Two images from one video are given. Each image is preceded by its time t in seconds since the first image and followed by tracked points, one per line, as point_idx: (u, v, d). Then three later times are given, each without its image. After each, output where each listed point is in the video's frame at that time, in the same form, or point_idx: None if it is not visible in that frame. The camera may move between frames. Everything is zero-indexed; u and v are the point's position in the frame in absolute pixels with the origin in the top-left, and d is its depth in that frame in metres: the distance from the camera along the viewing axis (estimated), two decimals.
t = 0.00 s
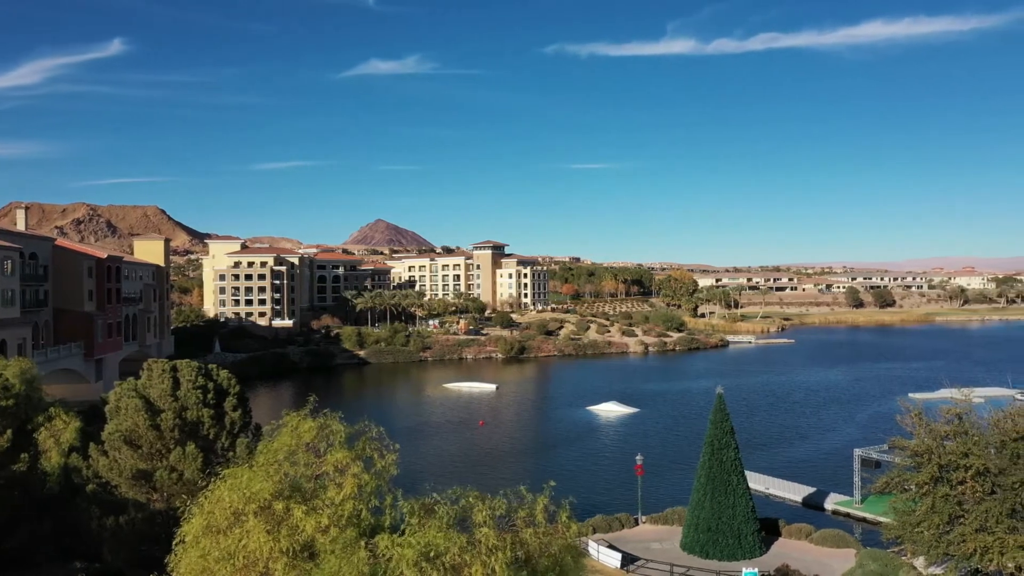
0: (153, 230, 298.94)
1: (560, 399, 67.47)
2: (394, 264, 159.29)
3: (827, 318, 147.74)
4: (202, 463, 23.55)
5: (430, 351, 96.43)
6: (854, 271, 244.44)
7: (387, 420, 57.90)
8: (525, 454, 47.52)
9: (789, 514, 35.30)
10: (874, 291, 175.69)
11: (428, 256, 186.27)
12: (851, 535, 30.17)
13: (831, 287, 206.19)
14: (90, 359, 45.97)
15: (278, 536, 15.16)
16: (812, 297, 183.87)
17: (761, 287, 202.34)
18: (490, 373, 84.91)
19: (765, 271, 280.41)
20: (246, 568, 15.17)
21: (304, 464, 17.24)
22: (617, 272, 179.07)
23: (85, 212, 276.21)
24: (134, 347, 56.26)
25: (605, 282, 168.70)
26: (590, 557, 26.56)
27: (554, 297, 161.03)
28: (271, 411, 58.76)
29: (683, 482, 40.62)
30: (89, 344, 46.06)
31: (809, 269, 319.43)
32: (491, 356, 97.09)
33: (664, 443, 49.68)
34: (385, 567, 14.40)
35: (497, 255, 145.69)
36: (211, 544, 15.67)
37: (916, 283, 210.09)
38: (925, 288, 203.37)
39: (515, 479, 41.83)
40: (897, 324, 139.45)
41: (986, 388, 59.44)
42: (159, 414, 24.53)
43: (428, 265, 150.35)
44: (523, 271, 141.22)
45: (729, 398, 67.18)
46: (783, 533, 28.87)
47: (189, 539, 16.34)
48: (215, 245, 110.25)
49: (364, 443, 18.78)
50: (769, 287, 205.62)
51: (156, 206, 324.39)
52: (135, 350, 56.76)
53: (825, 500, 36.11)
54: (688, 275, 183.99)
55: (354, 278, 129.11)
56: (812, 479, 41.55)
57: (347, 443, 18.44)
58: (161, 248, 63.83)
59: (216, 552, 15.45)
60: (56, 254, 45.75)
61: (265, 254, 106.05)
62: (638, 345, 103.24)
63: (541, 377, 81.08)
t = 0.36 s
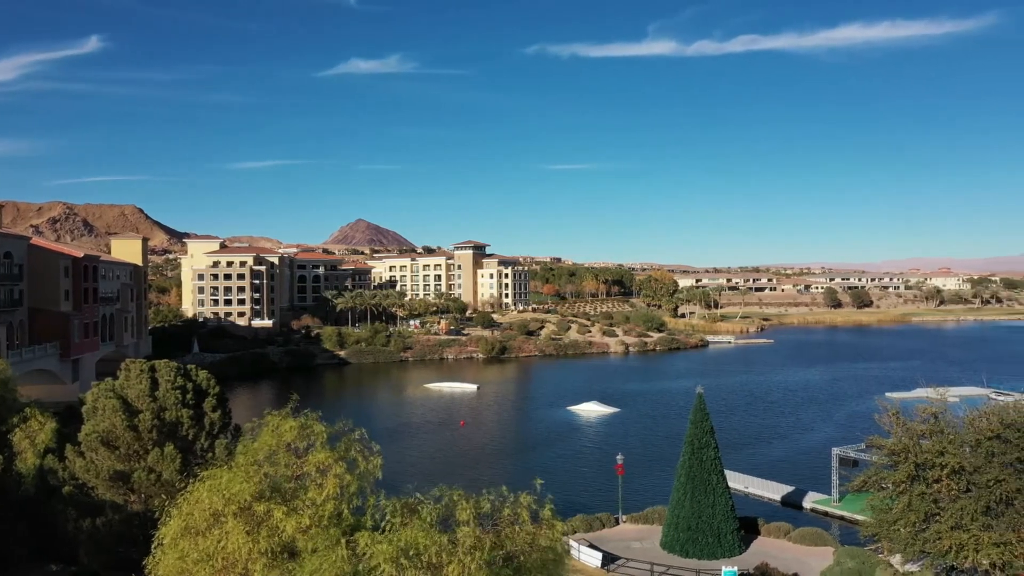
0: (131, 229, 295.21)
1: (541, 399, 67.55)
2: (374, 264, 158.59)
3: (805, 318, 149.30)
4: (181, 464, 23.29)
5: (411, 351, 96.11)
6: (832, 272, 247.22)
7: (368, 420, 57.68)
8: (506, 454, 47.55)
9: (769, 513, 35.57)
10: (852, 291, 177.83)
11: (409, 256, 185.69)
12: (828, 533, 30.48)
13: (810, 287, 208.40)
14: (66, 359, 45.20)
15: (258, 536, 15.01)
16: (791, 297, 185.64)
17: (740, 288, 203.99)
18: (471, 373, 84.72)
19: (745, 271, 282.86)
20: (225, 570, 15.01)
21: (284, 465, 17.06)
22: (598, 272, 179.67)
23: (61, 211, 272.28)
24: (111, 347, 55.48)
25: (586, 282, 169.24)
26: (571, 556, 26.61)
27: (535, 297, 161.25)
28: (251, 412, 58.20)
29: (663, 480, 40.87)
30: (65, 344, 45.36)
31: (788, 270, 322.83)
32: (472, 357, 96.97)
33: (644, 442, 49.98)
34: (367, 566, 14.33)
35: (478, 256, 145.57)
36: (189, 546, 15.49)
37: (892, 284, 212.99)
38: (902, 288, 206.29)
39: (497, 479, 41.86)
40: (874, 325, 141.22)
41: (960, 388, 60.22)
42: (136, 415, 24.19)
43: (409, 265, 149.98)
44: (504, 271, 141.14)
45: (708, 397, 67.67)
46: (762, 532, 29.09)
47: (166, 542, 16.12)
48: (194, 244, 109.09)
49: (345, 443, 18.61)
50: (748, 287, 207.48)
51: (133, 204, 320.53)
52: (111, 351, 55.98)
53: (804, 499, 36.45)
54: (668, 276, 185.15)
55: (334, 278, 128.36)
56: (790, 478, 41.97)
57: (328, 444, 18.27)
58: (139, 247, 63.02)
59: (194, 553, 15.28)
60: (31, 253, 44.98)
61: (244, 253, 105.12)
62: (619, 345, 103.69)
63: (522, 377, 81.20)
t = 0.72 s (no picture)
0: (109, 228, 291.39)
1: (523, 399, 67.61)
2: (356, 264, 157.85)
3: (785, 319, 150.73)
4: (160, 465, 23.05)
5: (393, 351, 95.76)
6: (812, 272, 249.75)
7: (349, 421, 57.40)
8: (489, 454, 47.54)
9: (749, 511, 35.86)
10: (831, 291, 179.67)
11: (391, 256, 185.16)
12: (808, 531, 30.77)
13: (790, 288, 210.50)
14: (43, 360, 44.46)
15: (240, 536, 14.88)
16: (771, 298, 187.36)
17: (721, 288, 205.40)
18: (453, 373, 84.51)
19: (726, 272, 285.28)
20: (206, 570, 14.84)
21: (264, 465, 16.93)
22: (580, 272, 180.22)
23: (37, 209, 268.13)
24: (89, 347, 54.73)
25: (568, 282, 169.60)
26: (553, 555, 26.66)
27: (517, 297, 161.50)
28: (231, 412, 57.73)
29: (644, 480, 41.08)
30: (42, 344, 44.62)
31: (769, 270, 325.54)
32: (454, 357, 96.79)
33: (625, 441, 50.27)
34: (350, 565, 14.28)
35: (460, 256, 145.37)
36: (169, 547, 15.30)
37: (871, 284, 215.64)
38: (880, 289, 209.01)
39: (479, 479, 41.85)
40: (852, 325, 142.82)
41: (937, 387, 60.99)
42: (115, 415, 23.90)
43: (391, 265, 149.50)
44: (486, 271, 140.98)
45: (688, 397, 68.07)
46: (743, 530, 29.31)
47: (145, 543, 15.93)
48: (173, 244, 107.81)
49: (326, 443, 18.54)
50: (729, 288, 209.10)
51: (111, 204, 316.40)
52: (89, 351, 55.24)
53: (783, 498, 36.77)
54: (650, 276, 186.16)
55: (315, 278, 127.55)
56: (771, 477, 42.31)
57: (308, 443, 18.17)
58: (117, 246, 62.17)
59: (174, 554, 15.10)
60: (7, 252, 44.22)
61: (225, 253, 104.16)
62: (600, 345, 104.01)
63: (504, 377, 81.23)
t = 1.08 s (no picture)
0: (85, 227, 287.02)
1: (503, 399, 67.64)
2: (336, 263, 156.92)
3: (764, 319, 152.09)
4: (137, 466, 22.77)
5: (373, 351, 95.32)
6: (791, 272, 252.39)
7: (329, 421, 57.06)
8: (470, 454, 47.56)
9: (728, 510, 36.13)
10: (809, 291, 181.79)
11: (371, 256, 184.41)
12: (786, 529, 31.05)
13: (769, 288, 212.52)
14: (18, 360, 43.70)
15: (219, 536, 14.70)
16: (751, 298, 189.08)
17: (701, 288, 206.95)
18: (434, 373, 84.13)
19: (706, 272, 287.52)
20: (185, 570, 14.69)
21: (242, 464, 16.75)
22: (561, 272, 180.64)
23: (11, 208, 263.42)
24: (64, 348, 53.93)
25: (548, 282, 169.93)
26: (534, 555, 26.67)
27: (498, 297, 161.54)
28: (210, 412, 57.19)
29: (624, 479, 41.26)
30: (17, 344, 43.89)
31: (749, 270, 328.67)
32: (434, 357, 96.53)
33: (606, 441, 50.52)
34: (332, 565, 14.18)
35: (441, 256, 145.03)
36: (147, 548, 15.09)
37: (848, 285, 218.39)
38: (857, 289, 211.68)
39: (461, 479, 41.81)
40: (830, 325, 144.44)
41: (912, 387, 61.86)
42: (91, 416, 23.57)
43: (372, 265, 148.85)
44: (467, 271, 140.73)
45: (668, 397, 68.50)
46: (722, 529, 29.53)
47: (123, 543, 15.71)
48: (150, 243, 106.42)
49: (305, 442, 18.32)
50: (709, 288, 210.68)
51: (87, 202, 311.69)
52: (64, 351, 54.41)
53: (762, 496, 37.11)
54: (630, 276, 187.10)
55: (295, 278, 126.61)
56: (750, 476, 42.69)
57: (288, 441, 17.99)
58: (94, 245, 61.30)
59: (152, 555, 14.91)
60: None
61: (203, 253, 103.05)
62: (581, 345, 104.31)
63: (484, 377, 81.22)
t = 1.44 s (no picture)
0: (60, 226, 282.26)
1: (484, 399, 67.59)
2: (316, 263, 155.93)
3: (743, 319, 153.40)
4: (113, 467, 22.41)
5: (353, 351, 94.77)
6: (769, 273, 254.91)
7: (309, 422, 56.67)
8: (451, 454, 47.57)
9: (708, 509, 36.37)
10: (788, 292, 183.67)
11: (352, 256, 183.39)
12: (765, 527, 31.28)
13: (748, 288, 214.56)
14: None
15: (197, 536, 14.52)
16: (730, 298, 190.65)
17: (681, 288, 208.35)
18: (414, 373, 83.69)
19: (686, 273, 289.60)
20: (162, 570, 14.51)
21: (221, 464, 16.57)
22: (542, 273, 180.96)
23: None
24: (39, 348, 53.03)
25: (529, 283, 170.11)
26: (513, 554, 26.64)
27: (479, 298, 161.49)
28: (188, 413, 56.55)
29: (604, 479, 41.41)
30: None
31: (728, 270, 331.68)
32: (415, 357, 96.17)
33: (586, 440, 50.75)
34: (312, 567, 14.07)
35: (422, 256, 144.56)
36: (123, 548, 14.85)
37: (826, 285, 221.05)
38: (834, 290, 214.22)
39: (442, 479, 41.70)
40: (808, 325, 145.93)
41: (888, 386, 62.74)
42: (66, 416, 23.16)
43: (352, 265, 148.10)
44: (448, 271, 140.37)
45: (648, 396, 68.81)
46: (702, 527, 29.70)
47: (98, 543, 15.46)
48: (127, 242, 104.97)
49: (285, 441, 18.13)
50: (689, 288, 212.16)
51: (62, 201, 306.61)
52: (39, 352, 53.53)
53: (741, 495, 37.39)
54: (611, 277, 187.85)
55: (274, 278, 125.55)
56: (729, 475, 42.99)
57: (268, 441, 17.81)
58: (70, 244, 60.36)
59: (128, 555, 14.68)
60: None
61: (181, 252, 101.84)
62: (562, 345, 104.54)
63: (465, 377, 81.14)
